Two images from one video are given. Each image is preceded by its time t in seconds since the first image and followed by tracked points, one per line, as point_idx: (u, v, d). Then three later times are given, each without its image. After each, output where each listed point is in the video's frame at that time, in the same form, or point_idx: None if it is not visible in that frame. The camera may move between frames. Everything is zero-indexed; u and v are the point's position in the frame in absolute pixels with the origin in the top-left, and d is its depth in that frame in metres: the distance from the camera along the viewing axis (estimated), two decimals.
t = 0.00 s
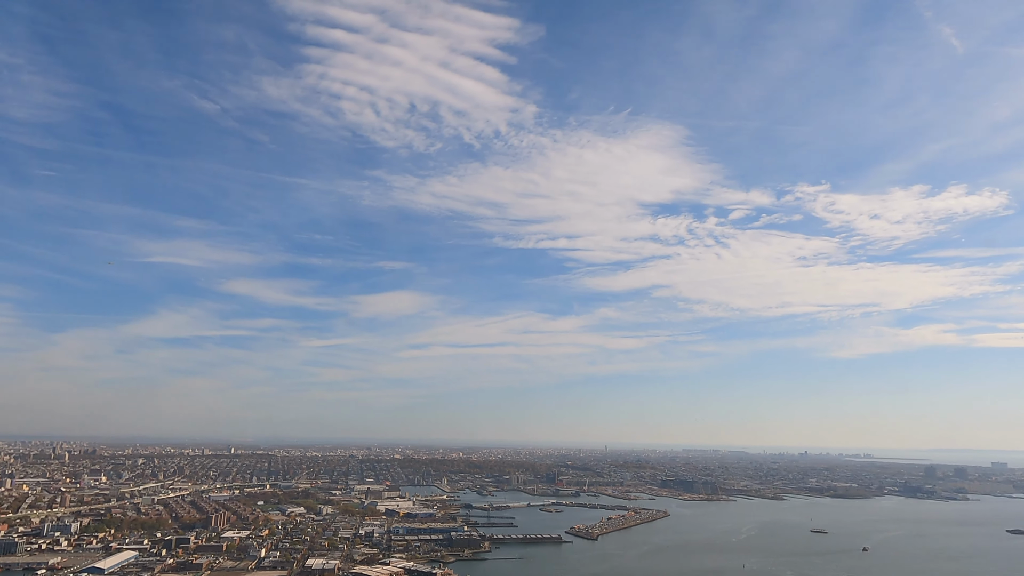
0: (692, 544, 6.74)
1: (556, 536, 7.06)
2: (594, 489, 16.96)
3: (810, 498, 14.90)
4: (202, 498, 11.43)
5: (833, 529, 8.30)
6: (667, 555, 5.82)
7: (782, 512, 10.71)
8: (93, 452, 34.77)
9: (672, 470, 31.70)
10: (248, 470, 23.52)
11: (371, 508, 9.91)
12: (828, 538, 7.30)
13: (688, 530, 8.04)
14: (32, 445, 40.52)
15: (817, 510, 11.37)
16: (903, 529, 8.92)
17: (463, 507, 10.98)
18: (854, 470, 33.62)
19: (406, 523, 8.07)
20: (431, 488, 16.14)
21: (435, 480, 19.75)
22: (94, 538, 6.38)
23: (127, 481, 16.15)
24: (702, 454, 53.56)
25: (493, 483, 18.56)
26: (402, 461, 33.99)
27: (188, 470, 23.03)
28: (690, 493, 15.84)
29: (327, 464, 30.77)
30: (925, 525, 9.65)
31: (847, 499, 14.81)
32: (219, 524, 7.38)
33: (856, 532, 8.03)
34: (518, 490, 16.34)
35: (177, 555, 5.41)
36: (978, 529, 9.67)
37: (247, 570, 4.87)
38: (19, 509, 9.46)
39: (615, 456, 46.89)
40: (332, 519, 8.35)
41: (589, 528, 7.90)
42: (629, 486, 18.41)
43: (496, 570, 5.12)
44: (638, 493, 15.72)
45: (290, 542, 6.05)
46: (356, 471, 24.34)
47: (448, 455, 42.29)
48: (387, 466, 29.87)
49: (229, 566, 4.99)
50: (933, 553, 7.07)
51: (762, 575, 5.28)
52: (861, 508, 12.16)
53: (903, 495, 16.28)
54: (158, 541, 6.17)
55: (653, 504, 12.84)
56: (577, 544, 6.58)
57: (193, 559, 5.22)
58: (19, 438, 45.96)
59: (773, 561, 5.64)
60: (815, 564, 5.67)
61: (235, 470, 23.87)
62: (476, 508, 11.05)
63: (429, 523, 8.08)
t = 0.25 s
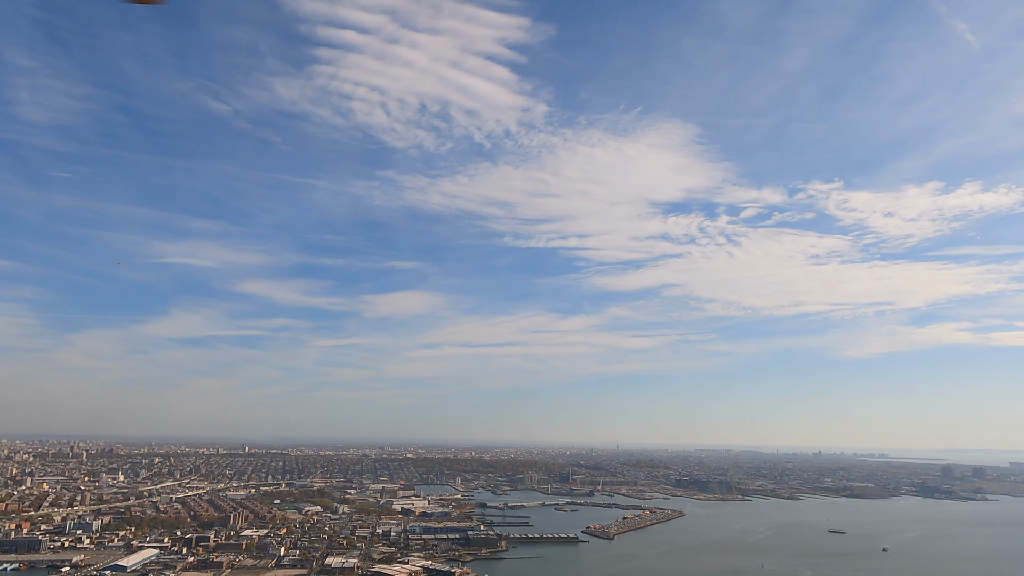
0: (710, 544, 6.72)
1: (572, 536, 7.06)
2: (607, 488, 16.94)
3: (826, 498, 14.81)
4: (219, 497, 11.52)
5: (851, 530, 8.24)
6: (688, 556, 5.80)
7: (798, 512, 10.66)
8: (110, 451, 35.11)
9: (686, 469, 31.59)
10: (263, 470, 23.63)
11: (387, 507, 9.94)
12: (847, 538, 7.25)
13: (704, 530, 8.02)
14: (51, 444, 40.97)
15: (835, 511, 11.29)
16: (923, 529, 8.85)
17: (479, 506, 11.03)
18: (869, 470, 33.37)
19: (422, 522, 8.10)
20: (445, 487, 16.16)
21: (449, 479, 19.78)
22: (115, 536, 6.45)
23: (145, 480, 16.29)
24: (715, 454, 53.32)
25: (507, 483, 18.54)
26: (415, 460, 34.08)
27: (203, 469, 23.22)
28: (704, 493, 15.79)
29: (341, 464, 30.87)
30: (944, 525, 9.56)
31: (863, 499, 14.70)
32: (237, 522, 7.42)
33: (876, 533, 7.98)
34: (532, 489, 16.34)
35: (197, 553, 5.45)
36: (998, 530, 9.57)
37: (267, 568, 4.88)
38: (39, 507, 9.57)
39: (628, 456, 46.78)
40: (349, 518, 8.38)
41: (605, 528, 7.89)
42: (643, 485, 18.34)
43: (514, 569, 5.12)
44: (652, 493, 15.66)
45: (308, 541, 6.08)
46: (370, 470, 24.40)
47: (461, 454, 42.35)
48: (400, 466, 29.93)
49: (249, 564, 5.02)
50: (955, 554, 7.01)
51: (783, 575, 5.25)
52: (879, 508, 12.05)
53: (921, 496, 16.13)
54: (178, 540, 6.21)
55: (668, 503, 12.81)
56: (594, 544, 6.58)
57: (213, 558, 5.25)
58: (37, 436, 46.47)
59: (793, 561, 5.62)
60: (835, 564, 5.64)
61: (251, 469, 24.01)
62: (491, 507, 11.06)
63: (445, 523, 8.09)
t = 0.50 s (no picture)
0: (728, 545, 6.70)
1: (589, 537, 7.06)
2: (621, 489, 16.91)
3: (842, 499, 14.73)
4: (235, 498, 11.60)
5: (870, 531, 8.19)
6: (706, 557, 5.79)
7: (814, 513, 10.61)
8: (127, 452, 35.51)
9: (699, 470, 31.51)
10: (276, 471, 23.75)
11: (402, 508, 9.97)
12: (866, 540, 7.21)
13: (721, 532, 8.00)
14: (69, 446, 41.48)
15: (852, 512, 11.22)
16: (942, 531, 8.78)
17: (494, 507, 11.06)
18: (884, 471, 33.17)
19: (438, 523, 8.12)
20: (459, 488, 16.19)
21: (462, 480, 19.81)
22: (135, 536, 6.51)
23: (162, 481, 16.44)
24: (727, 455, 53.13)
25: (520, 484, 18.54)
26: (428, 461, 34.20)
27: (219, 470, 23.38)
28: (719, 494, 15.74)
29: (354, 465, 30.99)
30: (963, 527, 9.49)
31: (880, 500, 14.60)
32: (254, 523, 7.47)
33: (895, 535, 7.93)
34: (546, 490, 16.35)
35: (216, 554, 5.49)
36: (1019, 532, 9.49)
37: (286, 569, 4.90)
38: (60, 507, 9.68)
39: (640, 458, 46.69)
40: (365, 519, 8.41)
41: (621, 529, 7.88)
42: (657, 487, 18.31)
43: (533, 570, 5.12)
44: (667, 494, 15.63)
45: (326, 542, 6.11)
46: (384, 472, 24.51)
47: (473, 455, 42.41)
48: (412, 467, 30.01)
49: (268, 564, 5.04)
50: (976, 556, 6.96)
51: None
52: (896, 510, 11.97)
53: (939, 497, 16.00)
54: (197, 541, 6.26)
55: (683, 505, 12.79)
56: (610, 545, 6.58)
57: (233, 558, 5.29)
58: (55, 438, 47.07)
59: (813, 563, 5.60)
60: (856, 566, 5.61)
61: (266, 470, 24.20)
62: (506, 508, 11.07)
63: (461, 524, 8.11)
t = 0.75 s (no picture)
0: (744, 546, 6.66)
1: (604, 537, 7.05)
2: (634, 489, 16.87)
3: (857, 499, 14.63)
4: (250, 498, 11.67)
5: (887, 531, 8.14)
6: (722, 557, 5.77)
7: (830, 513, 10.54)
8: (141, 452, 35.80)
9: (711, 470, 31.43)
10: (289, 471, 23.86)
11: (416, 508, 9.99)
12: (884, 540, 7.16)
13: (737, 532, 7.97)
14: (84, 446, 41.84)
15: (867, 512, 11.14)
16: (960, 531, 8.70)
17: (507, 507, 11.07)
18: (898, 470, 32.97)
19: (452, 523, 8.13)
20: (471, 488, 16.21)
21: (474, 480, 19.83)
22: (153, 536, 6.56)
23: (176, 481, 16.56)
24: (740, 455, 52.83)
25: (532, 484, 18.53)
26: (439, 461, 34.25)
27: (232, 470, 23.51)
28: (732, 494, 15.67)
29: (366, 465, 31.10)
30: (981, 527, 9.41)
31: (895, 500, 14.49)
32: (270, 523, 7.52)
33: (912, 535, 7.87)
34: (558, 490, 16.35)
35: (234, 553, 5.53)
36: None
37: (304, 568, 4.92)
38: (77, 507, 9.77)
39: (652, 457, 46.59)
40: (380, 519, 8.44)
41: (636, 529, 7.86)
42: (669, 486, 18.26)
43: (549, 570, 5.13)
44: (680, 494, 15.60)
45: (342, 542, 6.13)
46: (396, 472, 24.56)
47: (485, 455, 42.43)
48: (424, 466, 30.06)
49: (286, 564, 5.06)
50: (996, 557, 6.90)
51: None
52: (912, 510, 11.88)
53: (955, 497, 15.86)
54: (214, 540, 6.31)
55: (696, 505, 12.75)
56: (626, 545, 6.57)
57: (251, 558, 5.32)
58: (70, 439, 47.49)
59: (830, 564, 5.57)
60: (873, 566, 5.58)
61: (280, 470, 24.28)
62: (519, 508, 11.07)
63: (476, 523, 8.12)
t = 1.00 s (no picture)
0: (758, 544, 6.61)
1: (618, 535, 7.05)
2: (645, 487, 16.84)
3: (871, 496, 14.55)
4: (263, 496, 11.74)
5: (903, 529, 8.09)
6: (737, 555, 5.76)
7: (844, 511, 10.49)
8: (154, 451, 36.04)
9: (722, 467, 31.32)
10: (301, 468, 23.97)
11: (428, 506, 10.01)
12: (900, 537, 7.13)
13: (751, 529, 7.94)
14: (98, 445, 42.19)
15: (881, 509, 11.08)
16: (976, 528, 8.65)
17: (519, 504, 11.08)
18: (911, 467, 32.75)
19: (466, 520, 8.15)
20: (483, 486, 16.23)
21: (485, 478, 19.85)
22: (170, 534, 6.61)
23: (190, 479, 16.67)
24: (751, 452, 52.55)
25: (544, 481, 18.52)
26: (450, 459, 34.30)
27: (244, 468, 23.64)
28: (744, 491, 15.62)
29: (377, 462, 31.17)
30: (997, 524, 9.34)
31: (909, 497, 14.39)
32: (285, 521, 7.57)
33: (927, 532, 7.83)
34: (570, 488, 16.35)
35: (251, 551, 5.57)
36: None
37: (321, 565, 4.94)
38: (94, 505, 9.84)
39: (662, 455, 46.49)
40: (393, 517, 8.48)
41: (650, 526, 7.85)
42: (681, 484, 18.20)
43: (563, 567, 5.12)
44: (692, 491, 15.56)
45: (358, 540, 6.16)
46: (407, 469, 24.60)
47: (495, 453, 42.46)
48: (435, 464, 30.11)
49: (303, 562, 5.08)
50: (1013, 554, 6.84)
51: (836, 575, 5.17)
52: (927, 507, 11.79)
53: (970, 494, 15.74)
54: (231, 538, 6.36)
55: (708, 502, 12.71)
56: (640, 543, 6.57)
57: (268, 555, 5.35)
58: (83, 438, 47.89)
59: (846, 561, 5.55)
60: (889, 564, 5.55)
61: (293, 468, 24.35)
62: (531, 506, 11.07)
63: (489, 521, 8.14)
